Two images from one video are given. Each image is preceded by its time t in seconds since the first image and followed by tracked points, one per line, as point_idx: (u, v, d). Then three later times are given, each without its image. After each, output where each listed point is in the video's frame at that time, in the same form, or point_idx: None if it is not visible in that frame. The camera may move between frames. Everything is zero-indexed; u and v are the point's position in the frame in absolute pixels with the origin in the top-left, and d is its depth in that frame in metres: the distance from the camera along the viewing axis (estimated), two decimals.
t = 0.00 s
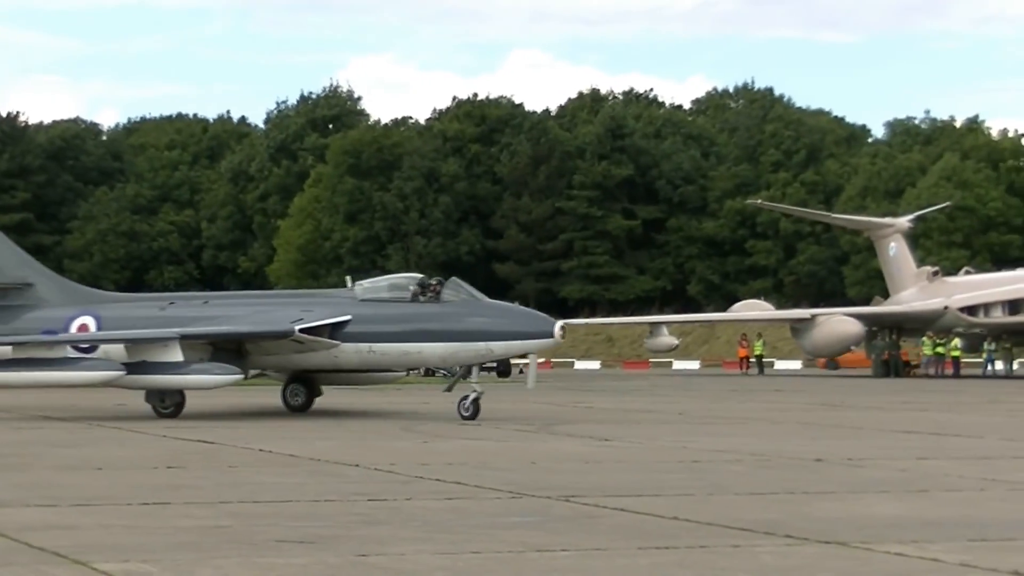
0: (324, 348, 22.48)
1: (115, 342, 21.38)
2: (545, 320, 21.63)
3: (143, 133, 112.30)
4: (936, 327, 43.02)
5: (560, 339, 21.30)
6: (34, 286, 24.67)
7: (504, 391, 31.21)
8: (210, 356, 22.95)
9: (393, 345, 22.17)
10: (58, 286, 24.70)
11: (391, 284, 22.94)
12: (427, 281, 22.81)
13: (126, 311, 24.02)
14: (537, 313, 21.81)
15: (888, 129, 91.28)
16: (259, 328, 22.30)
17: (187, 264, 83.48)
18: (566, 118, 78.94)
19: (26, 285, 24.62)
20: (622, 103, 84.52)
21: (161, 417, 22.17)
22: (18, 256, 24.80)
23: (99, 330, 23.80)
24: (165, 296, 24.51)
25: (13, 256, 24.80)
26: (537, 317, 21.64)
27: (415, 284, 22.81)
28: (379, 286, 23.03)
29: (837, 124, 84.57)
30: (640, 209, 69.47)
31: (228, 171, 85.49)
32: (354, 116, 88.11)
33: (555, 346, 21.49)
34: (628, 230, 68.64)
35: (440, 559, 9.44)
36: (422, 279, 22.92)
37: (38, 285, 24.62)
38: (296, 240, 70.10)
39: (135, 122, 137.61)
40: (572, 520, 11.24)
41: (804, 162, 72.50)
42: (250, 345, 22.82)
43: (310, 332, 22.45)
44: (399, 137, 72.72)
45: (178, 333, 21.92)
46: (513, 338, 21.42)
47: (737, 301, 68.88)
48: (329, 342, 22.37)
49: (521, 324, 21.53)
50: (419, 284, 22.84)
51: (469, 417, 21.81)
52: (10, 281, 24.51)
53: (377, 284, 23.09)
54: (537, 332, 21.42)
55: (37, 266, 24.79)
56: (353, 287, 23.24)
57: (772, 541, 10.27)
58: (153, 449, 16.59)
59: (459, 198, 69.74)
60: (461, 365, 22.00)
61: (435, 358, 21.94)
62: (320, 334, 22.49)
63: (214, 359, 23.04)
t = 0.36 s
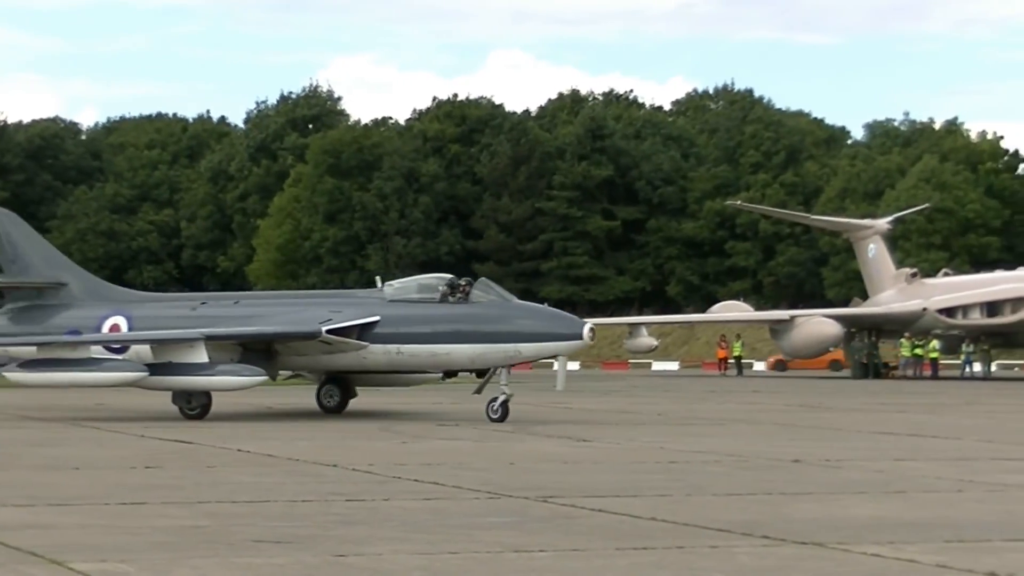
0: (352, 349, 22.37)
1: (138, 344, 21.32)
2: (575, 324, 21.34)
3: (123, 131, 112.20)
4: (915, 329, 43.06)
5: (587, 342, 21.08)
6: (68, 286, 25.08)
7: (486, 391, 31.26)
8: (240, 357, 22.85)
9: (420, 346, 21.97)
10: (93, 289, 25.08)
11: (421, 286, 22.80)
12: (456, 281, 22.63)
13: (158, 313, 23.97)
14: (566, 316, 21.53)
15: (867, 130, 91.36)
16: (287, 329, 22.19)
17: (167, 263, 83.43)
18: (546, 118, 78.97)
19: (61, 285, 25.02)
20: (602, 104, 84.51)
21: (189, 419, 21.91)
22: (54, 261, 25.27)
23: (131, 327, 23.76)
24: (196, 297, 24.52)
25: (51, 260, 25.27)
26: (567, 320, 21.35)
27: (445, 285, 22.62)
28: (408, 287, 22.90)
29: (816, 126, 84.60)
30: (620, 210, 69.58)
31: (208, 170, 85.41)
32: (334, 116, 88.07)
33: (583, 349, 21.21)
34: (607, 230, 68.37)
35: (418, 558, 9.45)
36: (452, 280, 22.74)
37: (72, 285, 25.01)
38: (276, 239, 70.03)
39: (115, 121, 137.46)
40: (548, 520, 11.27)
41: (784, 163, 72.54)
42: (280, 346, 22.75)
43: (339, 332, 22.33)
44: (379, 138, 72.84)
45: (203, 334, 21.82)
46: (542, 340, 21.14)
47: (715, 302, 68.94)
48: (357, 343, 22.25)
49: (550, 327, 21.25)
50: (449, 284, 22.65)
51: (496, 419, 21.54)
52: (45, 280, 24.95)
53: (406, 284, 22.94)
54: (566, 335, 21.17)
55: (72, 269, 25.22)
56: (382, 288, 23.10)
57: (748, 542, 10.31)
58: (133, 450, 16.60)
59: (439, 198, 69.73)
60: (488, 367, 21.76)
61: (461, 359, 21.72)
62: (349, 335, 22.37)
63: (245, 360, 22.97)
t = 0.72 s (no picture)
0: (373, 349, 22.37)
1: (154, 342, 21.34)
2: (599, 321, 20.93)
3: (96, 129, 112.02)
4: (886, 329, 43.17)
5: (610, 340, 20.58)
6: (91, 285, 25.27)
7: (461, 391, 31.30)
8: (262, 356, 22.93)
9: (442, 345, 21.80)
10: (116, 286, 25.26)
11: (444, 283, 22.60)
12: (479, 278, 22.40)
13: (181, 312, 24.05)
14: (590, 313, 21.16)
15: (839, 131, 91.46)
16: (309, 328, 22.30)
17: (138, 261, 83.32)
18: (519, 117, 79.01)
19: (84, 283, 25.24)
20: (575, 103, 84.53)
21: (208, 419, 21.91)
22: (77, 257, 25.47)
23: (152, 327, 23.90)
24: (222, 295, 24.51)
25: (74, 257, 25.48)
26: (590, 317, 20.93)
27: (468, 282, 22.38)
28: (431, 285, 22.71)
29: (789, 126, 84.70)
30: (593, 210, 69.62)
31: (180, 168, 85.32)
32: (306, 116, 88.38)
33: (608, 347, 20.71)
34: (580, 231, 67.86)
35: (387, 558, 9.47)
36: (476, 278, 22.47)
37: (94, 283, 25.21)
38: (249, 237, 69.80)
39: (88, 117, 137.14)
40: (522, 520, 11.29)
41: (757, 164, 72.61)
42: (301, 345, 22.87)
43: (359, 331, 22.36)
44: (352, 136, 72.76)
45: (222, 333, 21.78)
46: (564, 339, 20.79)
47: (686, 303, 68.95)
48: (377, 342, 22.25)
49: (573, 324, 20.87)
50: (473, 282, 22.37)
51: (518, 420, 21.28)
52: (68, 280, 25.17)
53: (428, 282, 22.78)
54: (588, 332, 20.66)
55: (95, 266, 25.40)
56: (407, 287, 22.90)
57: (719, 542, 10.33)
58: (106, 449, 16.62)
59: (411, 197, 69.60)
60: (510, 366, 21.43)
61: (484, 359, 21.43)
62: (369, 333, 22.39)
63: (265, 359, 23.13)
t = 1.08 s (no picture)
0: (384, 373, 22.26)
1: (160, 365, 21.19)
2: (609, 346, 20.83)
3: (54, 150, 111.82)
4: (843, 353, 43.34)
5: (621, 364, 20.52)
6: (103, 307, 25.25)
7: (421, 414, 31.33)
8: (273, 380, 22.95)
9: (452, 370, 21.77)
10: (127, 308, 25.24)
11: (457, 307, 22.47)
12: (491, 302, 22.28)
13: (191, 335, 24.01)
14: (600, 337, 21.05)
15: (797, 155, 91.66)
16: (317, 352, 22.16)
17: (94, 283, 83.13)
18: (477, 140, 79.05)
19: (95, 306, 25.25)
20: (534, 127, 84.58)
21: (215, 444, 21.77)
22: (88, 277, 25.45)
23: (163, 352, 23.91)
24: (232, 317, 24.47)
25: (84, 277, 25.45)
26: (600, 343, 20.84)
27: (479, 306, 22.31)
28: (442, 308, 22.58)
29: (747, 150, 84.88)
30: (551, 233, 69.32)
31: (138, 191, 85.14)
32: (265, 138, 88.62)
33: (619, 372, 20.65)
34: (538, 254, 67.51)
35: None
36: (486, 301, 22.41)
37: (105, 306, 25.20)
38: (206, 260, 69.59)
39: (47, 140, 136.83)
40: (480, 544, 11.33)
41: (714, 187, 72.79)
42: (312, 370, 22.79)
43: (369, 356, 22.28)
44: (311, 159, 72.72)
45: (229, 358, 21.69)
46: (573, 364, 20.68)
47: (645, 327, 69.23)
48: (387, 366, 22.18)
49: (582, 349, 20.77)
50: (483, 305, 22.34)
51: (530, 445, 20.94)
52: (78, 303, 25.16)
53: (439, 305, 22.66)
54: (598, 356, 20.61)
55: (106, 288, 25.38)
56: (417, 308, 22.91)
57: (676, 566, 10.34)
58: (66, 473, 16.63)
59: (369, 220, 69.21)
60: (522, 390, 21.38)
61: (495, 383, 21.38)
62: (380, 358, 22.30)
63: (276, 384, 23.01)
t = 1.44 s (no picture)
0: (374, 378, 21.78)
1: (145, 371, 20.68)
2: (602, 350, 20.31)
3: None
4: (780, 356, 43.41)
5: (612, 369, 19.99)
6: (92, 311, 24.79)
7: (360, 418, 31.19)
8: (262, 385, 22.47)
9: (443, 376, 21.28)
10: (118, 312, 24.75)
11: (448, 313, 22.04)
12: (483, 307, 21.84)
13: (182, 341, 23.34)
14: (594, 342, 20.55)
15: (734, 159, 91.96)
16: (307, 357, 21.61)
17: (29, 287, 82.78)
18: (414, 144, 79.04)
19: (86, 309, 24.81)
20: (471, 130, 84.60)
21: (203, 450, 21.31)
22: (78, 281, 25.02)
23: (151, 356, 23.17)
24: (221, 323, 23.93)
25: (75, 280, 25.02)
26: (593, 347, 20.34)
27: (471, 311, 21.85)
28: (433, 312, 22.17)
29: (684, 154, 85.09)
30: (489, 237, 68.91)
31: (73, 194, 84.79)
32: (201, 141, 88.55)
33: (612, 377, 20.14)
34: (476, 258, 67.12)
35: None
36: (478, 306, 21.95)
37: (95, 309, 24.75)
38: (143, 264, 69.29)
39: None
40: (421, 549, 11.24)
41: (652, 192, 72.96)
42: (301, 375, 22.33)
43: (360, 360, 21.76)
44: (248, 164, 72.57)
45: (216, 362, 21.16)
46: (565, 369, 20.17)
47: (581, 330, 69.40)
48: (378, 371, 21.66)
49: (574, 355, 20.25)
50: (475, 310, 21.88)
51: (522, 451, 20.65)
52: (67, 306, 24.74)
53: (430, 311, 22.22)
54: (591, 361, 20.09)
55: (97, 293, 24.94)
56: (408, 313, 22.45)
57: (615, 569, 10.34)
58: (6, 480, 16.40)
59: (307, 224, 68.99)
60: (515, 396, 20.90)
61: (486, 388, 20.90)
62: (370, 363, 21.78)
63: (265, 389, 22.55)
